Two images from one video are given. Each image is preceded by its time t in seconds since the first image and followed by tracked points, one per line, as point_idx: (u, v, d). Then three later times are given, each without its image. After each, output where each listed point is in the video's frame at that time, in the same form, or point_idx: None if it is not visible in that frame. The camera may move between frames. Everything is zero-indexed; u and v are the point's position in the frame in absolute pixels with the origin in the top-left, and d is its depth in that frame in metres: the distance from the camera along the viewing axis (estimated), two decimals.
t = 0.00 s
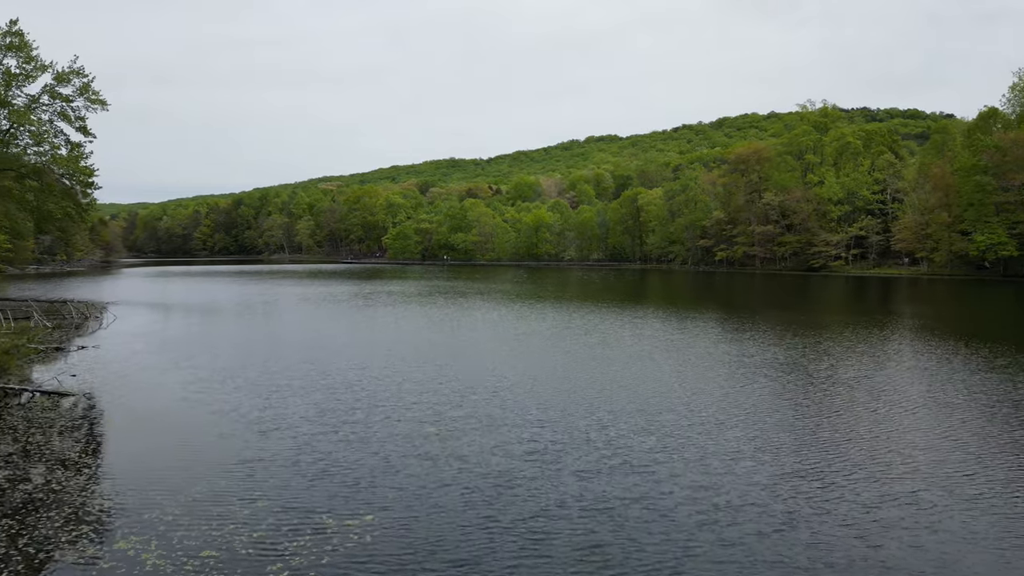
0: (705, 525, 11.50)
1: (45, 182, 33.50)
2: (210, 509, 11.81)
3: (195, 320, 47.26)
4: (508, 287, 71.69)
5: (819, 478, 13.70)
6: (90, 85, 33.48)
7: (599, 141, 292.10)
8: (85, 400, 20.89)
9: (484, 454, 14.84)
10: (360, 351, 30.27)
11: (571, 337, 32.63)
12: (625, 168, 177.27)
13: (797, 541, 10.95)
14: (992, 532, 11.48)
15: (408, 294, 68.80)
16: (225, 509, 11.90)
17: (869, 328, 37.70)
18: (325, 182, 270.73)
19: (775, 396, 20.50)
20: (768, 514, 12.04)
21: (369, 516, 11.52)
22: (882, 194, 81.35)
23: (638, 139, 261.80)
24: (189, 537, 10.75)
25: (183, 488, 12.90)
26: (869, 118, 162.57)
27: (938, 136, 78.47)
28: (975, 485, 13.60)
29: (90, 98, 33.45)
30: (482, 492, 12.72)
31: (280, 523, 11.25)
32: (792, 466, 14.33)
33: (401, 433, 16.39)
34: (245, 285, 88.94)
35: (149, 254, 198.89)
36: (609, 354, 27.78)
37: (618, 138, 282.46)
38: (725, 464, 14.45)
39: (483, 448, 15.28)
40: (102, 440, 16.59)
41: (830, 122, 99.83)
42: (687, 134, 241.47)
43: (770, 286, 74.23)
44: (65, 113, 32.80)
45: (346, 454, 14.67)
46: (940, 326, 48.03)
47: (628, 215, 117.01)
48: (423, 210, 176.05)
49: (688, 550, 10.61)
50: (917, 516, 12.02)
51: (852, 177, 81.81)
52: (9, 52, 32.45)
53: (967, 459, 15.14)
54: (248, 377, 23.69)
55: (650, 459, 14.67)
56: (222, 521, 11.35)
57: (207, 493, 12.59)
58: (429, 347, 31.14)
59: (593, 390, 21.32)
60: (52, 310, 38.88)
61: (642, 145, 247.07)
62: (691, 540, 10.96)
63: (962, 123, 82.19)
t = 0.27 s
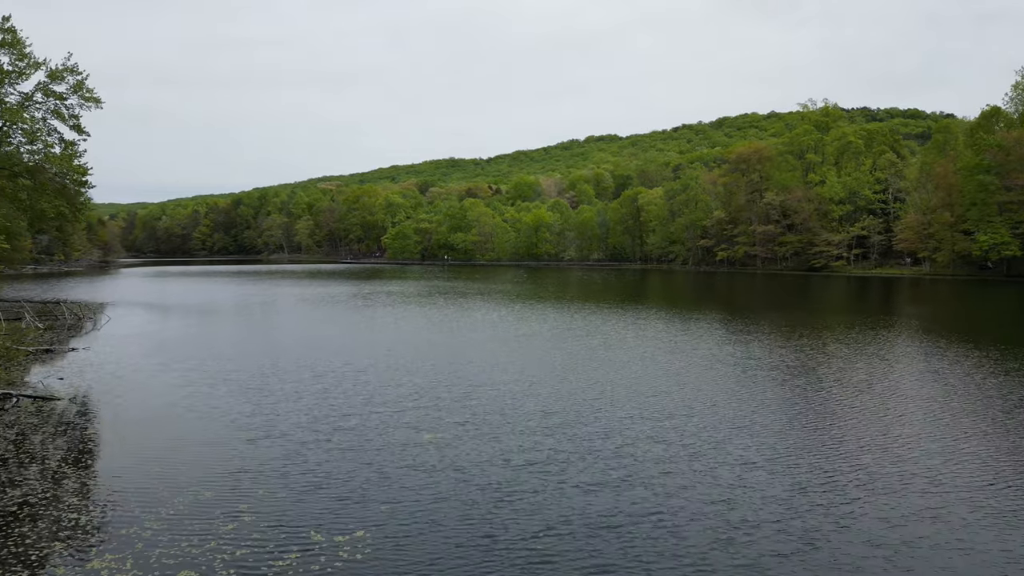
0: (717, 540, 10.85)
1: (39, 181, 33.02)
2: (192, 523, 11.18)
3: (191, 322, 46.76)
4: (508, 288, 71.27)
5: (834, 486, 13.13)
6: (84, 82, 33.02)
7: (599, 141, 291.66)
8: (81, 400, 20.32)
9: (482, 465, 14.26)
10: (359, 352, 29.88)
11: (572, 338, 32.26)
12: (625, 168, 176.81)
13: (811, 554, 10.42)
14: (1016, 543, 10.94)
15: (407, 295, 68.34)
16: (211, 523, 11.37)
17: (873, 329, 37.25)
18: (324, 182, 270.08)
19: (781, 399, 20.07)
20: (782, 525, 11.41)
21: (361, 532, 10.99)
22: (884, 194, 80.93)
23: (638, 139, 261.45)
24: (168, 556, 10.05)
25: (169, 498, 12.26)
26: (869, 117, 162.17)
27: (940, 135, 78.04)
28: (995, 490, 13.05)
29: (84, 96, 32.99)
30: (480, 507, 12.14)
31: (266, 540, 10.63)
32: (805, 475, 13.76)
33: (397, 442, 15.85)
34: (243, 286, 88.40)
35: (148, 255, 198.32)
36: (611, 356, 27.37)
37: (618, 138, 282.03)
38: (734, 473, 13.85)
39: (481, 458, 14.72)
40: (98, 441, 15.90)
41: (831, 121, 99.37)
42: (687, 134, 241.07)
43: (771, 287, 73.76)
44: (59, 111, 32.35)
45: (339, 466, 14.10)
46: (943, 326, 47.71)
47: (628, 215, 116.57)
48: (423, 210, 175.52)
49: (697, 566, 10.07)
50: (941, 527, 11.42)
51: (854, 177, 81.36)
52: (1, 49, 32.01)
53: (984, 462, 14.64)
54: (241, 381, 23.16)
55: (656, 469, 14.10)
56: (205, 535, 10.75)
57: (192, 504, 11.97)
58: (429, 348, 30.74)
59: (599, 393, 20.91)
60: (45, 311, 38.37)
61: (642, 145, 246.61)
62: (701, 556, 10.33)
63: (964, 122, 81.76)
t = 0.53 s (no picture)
0: (721, 560, 10.40)
1: (31, 179, 32.52)
2: (174, 540, 10.74)
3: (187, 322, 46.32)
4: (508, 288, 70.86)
5: (841, 500, 12.70)
6: (78, 80, 32.53)
7: (600, 141, 291.11)
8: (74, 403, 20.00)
9: (477, 477, 13.82)
10: (358, 354, 29.52)
11: (575, 340, 31.90)
12: (626, 168, 176.26)
13: None
14: None
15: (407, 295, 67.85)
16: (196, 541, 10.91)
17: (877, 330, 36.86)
18: (324, 182, 269.53)
19: (787, 404, 19.68)
20: (791, 544, 10.96)
21: (350, 550, 10.58)
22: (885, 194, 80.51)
23: (638, 138, 261.01)
24: None
25: (153, 512, 11.82)
26: (871, 117, 161.63)
27: (942, 135, 77.56)
28: (1007, 503, 12.63)
29: (78, 94, 32.49)
30: (474, 523, 11.70)
31: (249, 559, 10.20)
32: (810, 487, 13.32)
33: (390, 451, 15.42)
34: (242, 286, 87.95)
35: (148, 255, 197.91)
36: (614, 358, 27.01)
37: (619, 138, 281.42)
38: (737, 486, 13.42)
39: (477, 469, 14.29)
40: (85, 448, 15.54)
41: (833, 121, 98.87)
42: (687, 134, 240.55)
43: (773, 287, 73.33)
44: (53, 109, 31.86)
45: (330, 478, 13.67)
46: (946, 326, 47.30)
47: (629, 215, 116.12)
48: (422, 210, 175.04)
49: None
50: (954, 545, 10.98)
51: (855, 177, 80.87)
52: None
53: (995, 472, 14.23)
54: (235, 385, 22.71)
55: (656, 481, 13.67)
56: (188, 554, 10.30)
57: (175, 519, 11.53)
58: (429, 349, 30.37)
59: (599, 398, 20.54)
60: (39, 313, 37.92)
61: (642, 145, 246.06)
62: None
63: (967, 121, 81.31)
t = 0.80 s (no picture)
0: None
1: (24, 177, 32.07)
2: (159, 559, 10.33)
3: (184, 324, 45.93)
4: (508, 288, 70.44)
5: (853, 517, 12.26)
6: (72, 78, 32.10)
7: (599, 141, 290.63)
8: (64, 407, 19.60)
9: (475, 491, 13.38)
10: (356, 356, 29.12)
11: (577, 342, 31.51)
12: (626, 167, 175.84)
13: None
14: None
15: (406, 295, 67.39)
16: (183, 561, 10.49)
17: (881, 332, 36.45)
18: (324, 182, 268.98)
19: (793, 410, 19.28)
20: (802, 564, 10.56)
21: (341, 571, 10.16)
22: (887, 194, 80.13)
23: (638, 138, 260.61)
24: None
25: (137, 528, 11.42)
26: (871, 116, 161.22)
27: (944, 135, 77.13)
28: None
29: (72, 92, 32.07)
30: (471, 542, 11.26)
31: None
32: (820, 503, 12.87)
33: (384, 463, 14.98)
34: (241, 286, 87.51)
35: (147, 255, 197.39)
36: (617, 361, 26.60)
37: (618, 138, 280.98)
38: (744, 501, 12.97)
39: (475, 482, 13.87)
40: (68, 457, 15.09)
41: (834, 120, 98.45)
42: (687, 134, 240.14)
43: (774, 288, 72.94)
44: (46, 107, 31.44)
45: (321, 492, 13.23)
46: (950, 327, 46.90)
47: (629, 215, 115.69)
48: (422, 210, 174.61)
49: None
50: (970, 565, 10.59)
51: (857, 176, 80.44)
52: None
53: (1008, 485, 13.85)
54: (229, 391, 22.27)
55: (659, 495, 13.25)
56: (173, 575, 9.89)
57: (161, 537, 11.11)
58: (429, 351, 29.95)
59: (601, 404, 20.11)
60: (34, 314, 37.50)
61: (642, 145, 245.63)
62: None
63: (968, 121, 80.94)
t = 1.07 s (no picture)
0: None
1: (16, 176, 31.64)
2: None
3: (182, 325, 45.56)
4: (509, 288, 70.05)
5: (865, 534, 11.85)
6: (66, 75, 31.64)
7: (600, 141, 290.19)
8: (54, 413, 19.19)
9: (474, 506, 12.95)
10: (354, 358, 28.70)
11: (578, 344, 31.12)
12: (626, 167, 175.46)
13: None
14: None
15: (406, 295, 66.96)
16: None
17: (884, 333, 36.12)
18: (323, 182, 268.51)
19: (799, 417, 18.90)
20: None
21: None
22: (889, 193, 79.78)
23: (638, 138, 260.18)
24: None
25: (121, 546, 10.99)
26: (872, 115, 160.84)
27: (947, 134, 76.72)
28: None
29: (66, 90, 31.61)
30: (469, 563, 10.83)
31: None
32: (830, 519, 12.46)
33: (380, 475, 14.55)
34: (239, 286, 87.13)
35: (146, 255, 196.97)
36: (618, 364, 26.24)
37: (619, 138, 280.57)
38: (751, 516, 12.55)
39: (473, 496, 13.44)
40: (55, 466, 14.70)
41: (835, 119, 98.08)
42: (687, 133, 239.71)
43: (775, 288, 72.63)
44: (39, 105, 31.00)
45: (315, 507, 12.80)
46: (953, 327, 46.54)
47: (629, 214, 115.31)
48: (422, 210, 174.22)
49: None
50: None
51: (858, 176, 80.04)
52: None
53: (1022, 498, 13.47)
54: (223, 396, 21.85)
55: (664, 510, 12.82)
56: None
57: (145, 556, 10.68)
58: (428, 354, 29.55)
59: (603, 410, 19.72)
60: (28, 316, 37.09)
61: (642, 145, 245.23)
62: None
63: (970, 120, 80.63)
